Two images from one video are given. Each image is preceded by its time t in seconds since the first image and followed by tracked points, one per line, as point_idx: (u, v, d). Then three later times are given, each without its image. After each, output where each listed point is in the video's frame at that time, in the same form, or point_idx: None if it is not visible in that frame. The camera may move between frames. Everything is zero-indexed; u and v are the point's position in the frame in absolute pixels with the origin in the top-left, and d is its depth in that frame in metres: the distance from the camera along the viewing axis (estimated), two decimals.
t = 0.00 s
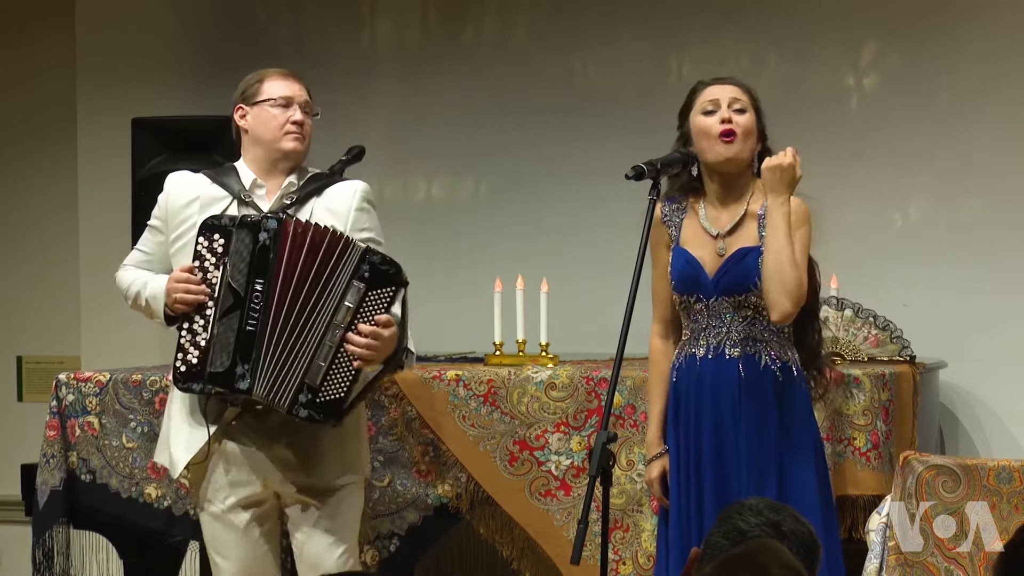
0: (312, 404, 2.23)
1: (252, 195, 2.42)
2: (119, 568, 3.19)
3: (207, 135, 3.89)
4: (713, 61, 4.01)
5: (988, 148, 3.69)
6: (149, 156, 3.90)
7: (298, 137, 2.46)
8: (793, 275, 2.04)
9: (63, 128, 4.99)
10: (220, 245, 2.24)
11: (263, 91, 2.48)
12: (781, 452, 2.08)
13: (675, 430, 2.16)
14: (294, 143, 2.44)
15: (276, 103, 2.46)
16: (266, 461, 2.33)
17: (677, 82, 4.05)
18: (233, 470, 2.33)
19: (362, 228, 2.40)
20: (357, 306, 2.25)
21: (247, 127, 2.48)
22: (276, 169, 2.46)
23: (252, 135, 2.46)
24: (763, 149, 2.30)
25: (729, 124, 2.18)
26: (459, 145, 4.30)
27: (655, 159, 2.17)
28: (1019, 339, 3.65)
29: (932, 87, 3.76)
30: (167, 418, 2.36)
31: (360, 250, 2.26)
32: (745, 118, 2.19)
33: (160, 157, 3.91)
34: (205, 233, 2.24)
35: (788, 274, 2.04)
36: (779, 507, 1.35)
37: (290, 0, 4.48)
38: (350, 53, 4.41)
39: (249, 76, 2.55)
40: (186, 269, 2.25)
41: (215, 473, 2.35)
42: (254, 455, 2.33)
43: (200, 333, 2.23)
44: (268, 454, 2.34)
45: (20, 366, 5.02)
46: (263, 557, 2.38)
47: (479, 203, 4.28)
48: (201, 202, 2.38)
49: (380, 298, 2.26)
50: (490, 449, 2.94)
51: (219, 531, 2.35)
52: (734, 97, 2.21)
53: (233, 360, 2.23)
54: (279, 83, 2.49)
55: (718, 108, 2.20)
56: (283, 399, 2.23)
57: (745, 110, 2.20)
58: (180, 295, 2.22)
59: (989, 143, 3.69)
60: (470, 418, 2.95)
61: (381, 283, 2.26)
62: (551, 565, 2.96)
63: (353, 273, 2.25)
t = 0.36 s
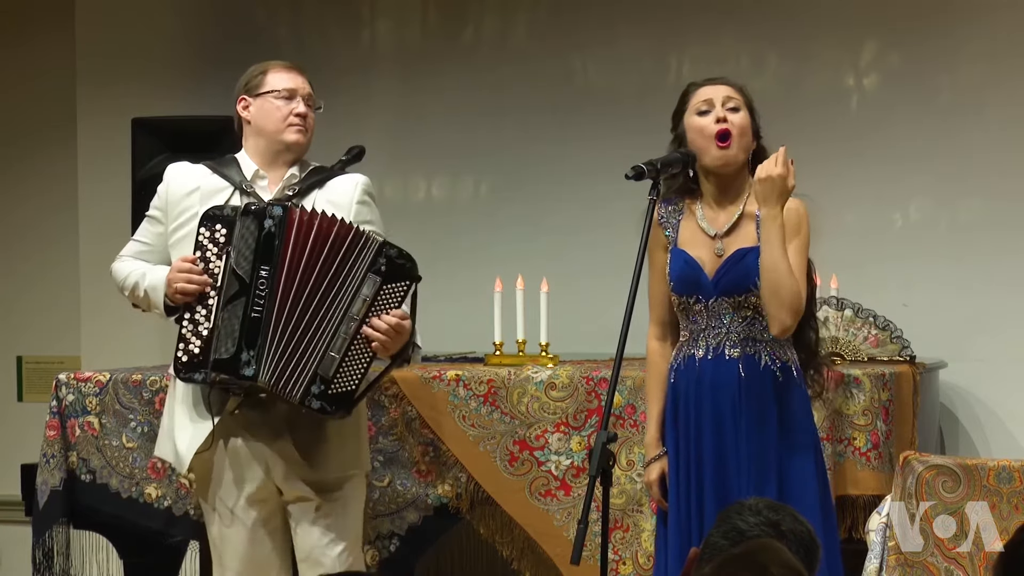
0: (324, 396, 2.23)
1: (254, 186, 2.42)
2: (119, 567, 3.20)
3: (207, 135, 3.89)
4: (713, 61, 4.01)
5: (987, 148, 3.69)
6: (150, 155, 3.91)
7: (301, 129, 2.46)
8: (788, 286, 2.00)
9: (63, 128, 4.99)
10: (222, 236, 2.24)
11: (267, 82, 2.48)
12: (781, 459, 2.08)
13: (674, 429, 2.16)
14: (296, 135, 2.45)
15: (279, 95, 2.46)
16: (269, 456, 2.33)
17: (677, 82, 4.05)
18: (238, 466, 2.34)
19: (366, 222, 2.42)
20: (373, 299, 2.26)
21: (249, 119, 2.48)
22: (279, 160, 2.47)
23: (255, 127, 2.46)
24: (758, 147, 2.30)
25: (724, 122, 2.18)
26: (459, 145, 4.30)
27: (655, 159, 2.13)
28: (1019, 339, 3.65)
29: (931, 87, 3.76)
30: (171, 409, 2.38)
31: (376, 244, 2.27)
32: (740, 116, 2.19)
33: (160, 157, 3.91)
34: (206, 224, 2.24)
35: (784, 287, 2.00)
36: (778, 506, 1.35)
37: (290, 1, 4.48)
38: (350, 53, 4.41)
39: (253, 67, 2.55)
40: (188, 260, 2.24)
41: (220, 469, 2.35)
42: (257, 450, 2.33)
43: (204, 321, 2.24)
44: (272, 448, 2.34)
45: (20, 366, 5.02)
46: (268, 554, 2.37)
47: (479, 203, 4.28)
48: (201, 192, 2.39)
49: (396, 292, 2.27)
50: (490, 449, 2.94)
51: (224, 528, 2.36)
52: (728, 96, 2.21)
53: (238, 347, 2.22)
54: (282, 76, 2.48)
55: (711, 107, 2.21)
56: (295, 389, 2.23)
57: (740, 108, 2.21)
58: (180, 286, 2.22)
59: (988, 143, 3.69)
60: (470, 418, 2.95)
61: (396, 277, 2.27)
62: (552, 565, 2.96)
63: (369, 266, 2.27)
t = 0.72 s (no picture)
0: (329, 407, 2.23)
1: (264, 188, 2.42)
2: (119, 567, 3.20)
3: (207, 136, 3.89)
4: (713, 61, 4.01)
5: (987, 148, 3.69)
6: (149, 155, 3.90)
7: (311, 131, 2.46)
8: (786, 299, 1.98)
9: (63, 128, 4.98)
10: (229, 238, 2.24)
11: (279, 84, 2.48)
12: (782, 458, 2.07)
13: (672, 430, 2.15)
14: (306, 137, 2.44)
15: (290, 98, 2.45)
16: (271, 458, 2.33)
17: (677, 82, 4.05)
18: (240, 468, 2.33)
19: (376, 227, 2.42)
20: (383, 314, 2.25)
21: (261, 120, 2.48)
22: (289, 163, 2.46)
23: (267, 129, 2.46)
24: (756, 146, 2.30)
25: (720, 122, 2.18)
26: (460, 144, 4.30)
27: (655, 159, 2.13)
28: (1020, 339, 3.65)
29: (931, 87, 3.76)
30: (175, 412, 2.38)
31: (390, 257, 2.26)
32: (735, 116, 2.19)
33: (160, 157, 3.91)
34: (215, 225, 2.24)
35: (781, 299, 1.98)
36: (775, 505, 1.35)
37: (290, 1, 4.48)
38: (350, 53, 4.41)
39: (267, 69, 2.55)
40: (196, 261, 2.24)
41: (222, 471, 2.35)
42: (259, 452, 2.33)
43: (207, 324, 2.24)
44: (273, 450, 2.34)
45: (20, 366, 5.02)
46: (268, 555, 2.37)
47: (479, 203, 4.28)
48: (212, 192, 2.39)
49: (406, 306, 2.27)
50: (490, 449, 2.95)
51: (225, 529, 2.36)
52: (723, 97, 2.21)
53: (240, 350, 2.23)
54: (295, 78, 2.48)
55: (707, 108, 2.21)
56: (300, 398, 2.24)
57: (736, 108, 2.21)
58: (189, 285, 2.23)
59: (988, 143, 3.69)
60: (470, 418, 2.95)
61: (408, 292, 2.26)
62: (552, 565, 2.96)
63: (381, 280, 2.26)
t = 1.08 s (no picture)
0: (340, 423, 2.23)
1: (286, 190, 2.42)
2: (119, 567, 3.23)
3: (207, 135, 3.88)
4: (713, 61, 4.01)
5: (987, 148, 3.69)
6: (149, 155, 3.91)
7: (335, 134, 2.45)
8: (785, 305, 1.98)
9: (63, 128, 4.98)
10: (247, 239, 2.24)
11: (305, 86, 2.48)
12: (781, 458, 2.07)
13: (673, 431, 2.16)
14: (330, 139, 2.44)
15: (315, 99, 2.45)
16: (282, 461, 2.34)
17: (677, 82, 4.05)
18: (251, 469, 2.34)
19: (397, 235, 2.42)
20: (402, 334, 2.25)
21: (286, 122, 2.49)
22: (313, 166, 2.46)
23: (292, 131, 2.46)
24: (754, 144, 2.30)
25: (716, 124, 2.18)
26: (460, 144, 4.30)
27: (655, 159, 2.13)
28: (1020, 338, 3.65)
29: (931, 87, 3.76)
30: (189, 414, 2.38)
31: (415, 277, 2.25)
32: (731, 116, 2.19)
33: (160, 157, 3.91)
34: (236, 224, 2.24)
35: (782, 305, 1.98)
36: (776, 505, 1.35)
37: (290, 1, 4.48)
38: (350, 53, 4.41)
39: (294, 70, 2.55)
40: (213, 261, 2.24)
41: (233, 472, 2.35)
42: (271, 455, 2.33)
43: (220, 325, 2.24)
44: (283, 453, 2.34)
45: (20, 366, 5.01)
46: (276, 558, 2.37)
47: (479, 203, 4.28)
48: (235, 191, 2.38)
49: (426, 327, 2.26)
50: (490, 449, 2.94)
51: (234, 530, 2.35)
52: (719, 97, 2.21)
53: (250, 354, 2.22)
54: (321, 79, 2.48)
55: (703, 110, 2.21)
56: (312, 410, 2.23)
57: (731, 108, 2.20)
58: (203, 286, 2.23)
59: (988, 143, 3.69)
60: (470, 418, 2.95)
61: (429, 312, 2.26)
62: (552, 564, 2.96)
63: (403, 299, 2.25)
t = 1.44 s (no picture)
0: (384, 428, 2.19)
1: (318, 183, 2.39)
2: (119, 567, 3.24)
3: (207, 135, 3.88)
4: (713, 61, 4.01)
5: (987, 148, 3.69)
6: (149, 155, 3.91)
7: (365, 130, 2.43)
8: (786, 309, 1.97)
9: (63, 128, 4.98)
10: (278, 231, 2.20)
11: (336, 80, 2.44)
12: (782, 458, 2.07)
13: (674, 431, 2.16)
14: (360, 135, 2.41)
15: (346, 95, 2.42)
16: (307, 459, 2.30)
17: (678, 82, 4.05)
18: (277, 465, 2.30)
19: (427, 231, 2.41)
20: (445, 336, 2.21)
21: (316, 115, 2.45)
22: (342, 160, 2.43)
23: (321, 125, 2.43)
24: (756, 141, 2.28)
25: (712, 126, 2.17)
26: (460, 144, 4.30)
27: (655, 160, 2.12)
28: (1020, 338, 3.65)
29: (931, 87, 3.76)
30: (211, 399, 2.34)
31: (456, 279, 2.21)
32: (728, 117, 2.17)
33: (160, 157, 3.91)
34: (265, 216, 2.21)
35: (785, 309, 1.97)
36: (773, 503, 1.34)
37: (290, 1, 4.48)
38: (350, 53, 4.41)
39: (325, 61, 2.51)
40: (242, 253, 2.20)
41: (257, 467, 2.30)
42: (297, 452, 2.30)
43: (249, 317, 2.19)
44: (308, 451, 2.31)
45: (19, 366, 5.01)
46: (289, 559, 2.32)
47: (479, 203, 4.28)
48: (263, 181, 2.36)
49: (467, 329, 2.22)
50: (490, 449, 2.94)
51: (251, 526, 2.31)
52: (715, 98, 2.20)
53: (282, 349, 2.17)
54: (351, 74, 2.44)
55: (699, 113, 2.20)
56: (354, 414, 2.17)
57: (728, 108, 2.19)
58: (231, 280, 2.19)
59: (988, 143, 3.69)
60: (470, 418, 2.96)
61: (471, 314, 2.22)
62: (552, 564, 2.96)
63: (445, 301, 2.21)
